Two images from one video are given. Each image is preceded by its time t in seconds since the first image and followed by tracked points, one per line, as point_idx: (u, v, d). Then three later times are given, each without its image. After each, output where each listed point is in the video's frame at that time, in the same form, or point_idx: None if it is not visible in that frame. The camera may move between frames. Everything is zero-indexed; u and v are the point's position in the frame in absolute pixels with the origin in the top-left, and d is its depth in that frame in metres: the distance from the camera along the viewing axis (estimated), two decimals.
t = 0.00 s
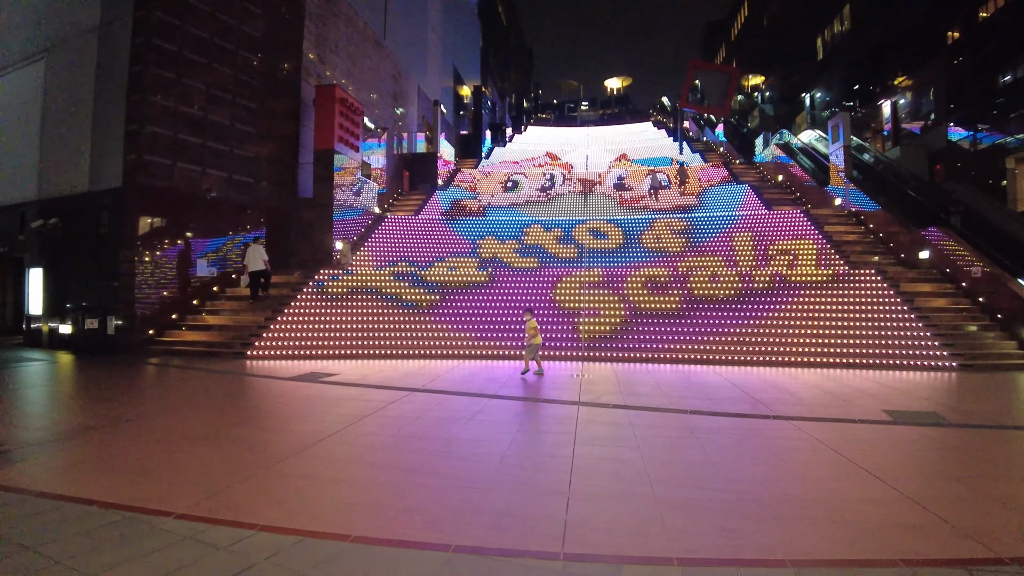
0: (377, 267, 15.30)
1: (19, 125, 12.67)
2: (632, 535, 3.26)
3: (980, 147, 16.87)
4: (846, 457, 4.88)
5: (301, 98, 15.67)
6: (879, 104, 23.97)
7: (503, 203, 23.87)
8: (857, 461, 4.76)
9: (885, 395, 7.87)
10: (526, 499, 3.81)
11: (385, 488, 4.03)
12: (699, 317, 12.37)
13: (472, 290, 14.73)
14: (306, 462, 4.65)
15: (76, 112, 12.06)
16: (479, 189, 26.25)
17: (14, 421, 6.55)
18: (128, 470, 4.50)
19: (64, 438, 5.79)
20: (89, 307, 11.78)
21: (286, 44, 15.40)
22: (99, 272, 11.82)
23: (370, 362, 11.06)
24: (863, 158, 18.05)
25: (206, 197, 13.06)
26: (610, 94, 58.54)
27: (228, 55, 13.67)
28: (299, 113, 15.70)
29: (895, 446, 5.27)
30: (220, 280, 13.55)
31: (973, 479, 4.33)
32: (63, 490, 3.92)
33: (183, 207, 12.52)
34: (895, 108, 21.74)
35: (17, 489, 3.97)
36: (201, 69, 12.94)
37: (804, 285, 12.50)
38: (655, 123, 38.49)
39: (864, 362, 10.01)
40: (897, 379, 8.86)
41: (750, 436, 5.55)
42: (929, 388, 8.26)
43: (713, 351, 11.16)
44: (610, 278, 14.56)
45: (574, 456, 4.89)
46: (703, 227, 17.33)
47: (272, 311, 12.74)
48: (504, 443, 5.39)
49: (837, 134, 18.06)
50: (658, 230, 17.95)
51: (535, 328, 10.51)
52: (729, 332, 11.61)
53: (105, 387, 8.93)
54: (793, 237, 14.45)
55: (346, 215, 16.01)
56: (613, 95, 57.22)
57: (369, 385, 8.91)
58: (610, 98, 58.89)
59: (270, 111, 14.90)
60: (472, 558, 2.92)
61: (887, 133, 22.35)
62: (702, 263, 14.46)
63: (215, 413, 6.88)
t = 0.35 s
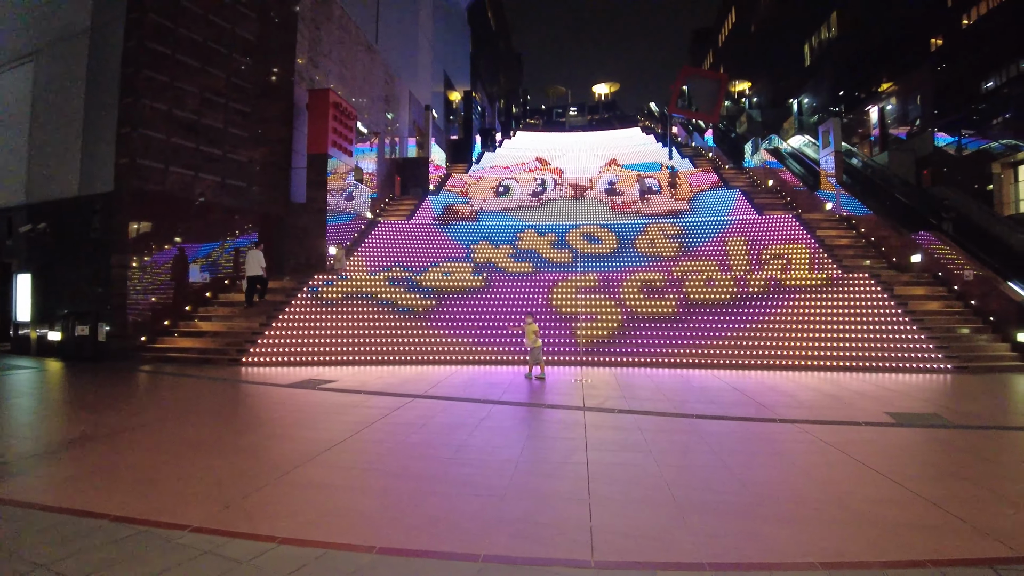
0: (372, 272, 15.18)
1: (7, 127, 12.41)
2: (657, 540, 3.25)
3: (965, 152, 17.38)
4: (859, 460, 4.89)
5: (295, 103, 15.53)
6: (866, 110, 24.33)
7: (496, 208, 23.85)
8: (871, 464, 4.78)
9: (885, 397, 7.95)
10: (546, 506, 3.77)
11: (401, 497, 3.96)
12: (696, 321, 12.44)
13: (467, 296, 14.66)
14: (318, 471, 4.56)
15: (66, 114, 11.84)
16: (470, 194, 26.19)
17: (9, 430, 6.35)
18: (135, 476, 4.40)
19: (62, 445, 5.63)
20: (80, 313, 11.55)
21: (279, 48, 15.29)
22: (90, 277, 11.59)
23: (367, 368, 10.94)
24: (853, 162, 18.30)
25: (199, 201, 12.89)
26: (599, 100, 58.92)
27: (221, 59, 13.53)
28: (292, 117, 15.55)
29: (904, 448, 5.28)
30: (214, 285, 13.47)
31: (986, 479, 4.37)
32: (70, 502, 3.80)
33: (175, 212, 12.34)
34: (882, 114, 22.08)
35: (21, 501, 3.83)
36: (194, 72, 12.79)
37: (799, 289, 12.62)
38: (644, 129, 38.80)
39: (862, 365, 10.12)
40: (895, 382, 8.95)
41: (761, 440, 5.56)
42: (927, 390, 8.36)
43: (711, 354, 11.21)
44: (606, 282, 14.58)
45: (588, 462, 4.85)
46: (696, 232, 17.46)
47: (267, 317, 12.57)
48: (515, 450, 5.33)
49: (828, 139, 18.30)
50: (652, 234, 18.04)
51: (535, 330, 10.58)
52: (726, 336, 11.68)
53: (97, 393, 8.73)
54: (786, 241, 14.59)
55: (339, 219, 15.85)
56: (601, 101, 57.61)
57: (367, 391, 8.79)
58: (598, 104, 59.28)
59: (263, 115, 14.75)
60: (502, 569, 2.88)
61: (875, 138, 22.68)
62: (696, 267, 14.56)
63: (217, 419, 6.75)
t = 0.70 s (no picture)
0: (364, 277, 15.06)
1: None
2: (674, 545, 3.27)
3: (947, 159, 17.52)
4: (860, 462, 4.98)
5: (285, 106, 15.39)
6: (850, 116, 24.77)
7: (485, 213, 23.82)
8: (873, 466, 4.86)
9: (877, 400, 8.07)
10: (560, 512, 3.78)
11: (412, 505, 3.93)
12: (688, 325, 12.54)
13: (460, 300, 14.62)
14: (325, 479, 4.52)
15: (52, 116, 11.61)
16: (459, 198, 26.13)
17: None
18: (139, 487, 4.32)
19: (56, 454, 5.49)
20: (66, 318, 11.30)
21: (270, 51, 15.16)
22: (77, 281, 11.36)
23: (361, 373, 10.84)
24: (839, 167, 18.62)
25: (188, 205, 12.69)
26: (585, 104, 59.26)
27: (212, 61, 13.38)
28: (282, 121, 15.40)
29: (902, 450, 5.38)
30: (202, 290, 13.16)
31: (985, 480, 4.47)
32: (74, 514, 3.71)
33: (164, 216, 12.16)
34: (866, 121, 22.50)
35: (24, 514, 3.74)
36: (184, 74, 12.63)
37: (789, 293, 12.80)
38: (631, 134, 39.08)
39: (853, 368, 10.28)
40: (886, 385, 9.11)
41: (763, 443, 5.63)
42: (918, 392, 8.52)
43: (704, 358, 11.31)
44: (599, 287, 14.65)
45: (595, 468, 4.86)
46: (685, 237, 17.62)
47: (258, 322, 12.41)
48: (520, 456, 5.32)
49: (815, 145, 18.58)
50: (641, 239, 18.15)
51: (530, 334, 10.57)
52: (719, 339, 11.80)
53: (84, 401, 8.51)
54: (775, 245, 14.79)
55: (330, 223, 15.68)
56: (587, 106, 57.90)
57: (363, 397, 8.69)
58: (584, 108, 59.60)
59: (254, 118, 14.59)
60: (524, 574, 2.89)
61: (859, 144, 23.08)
62: (687, 272, 14.68)
63: (213, 426, 6.64)
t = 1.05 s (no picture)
0: (351, 279, 14.94)
1: None
2: (676, 543, 3.33)
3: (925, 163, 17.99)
4: (849, 459, 5.11)
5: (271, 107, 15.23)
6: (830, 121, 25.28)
7: (470, 215, 23.81)
8: (862, 463, 4.99)
9: (861, 400, 8.27)
10: (561, 512, 3.82)
11: (415, 508, 3.94)
12: (675, 326, 12.70)
13: (448, 302, 14.60)
14: (325, 483, 4.51)
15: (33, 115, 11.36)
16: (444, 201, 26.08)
17: None
18: (135, 492, 4.26)
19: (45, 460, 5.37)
20: (46, 321, 11.04)
21: (256, 52, 15.03)
22: (58, 284, 11.11)
23: (350, 377, 10.76)
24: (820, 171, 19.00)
25: (172, 207, 12.50)
26: (568, 108, 59.60)
27: (197, 61, 13.21)
28: (267, 122, 15.24)
29: (889, 447, 5.54)
30: (187, 293, 12.96)
31: (970, 475, 4.63)
32: (71, 521, 3.65)
33: (149, 217, 11.96)
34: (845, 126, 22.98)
35: (19, 522, 3.66)
36: (169, 74, 12.46)
37: (773, 295, 13.04)
38: (614, 137, 39.40)
39: (837, 368, 10.52)
40: (870, 385, 9.34)
41: (755, 443, 5.73)
42: (901, 392, 8.75)
43: (692, 360, 11.46)
44: (586, 289, 14.74)
45: (592, 469, 4.90)
46: (670, 240, 17.83)
47: (244, 326, 12.25)
48: (517, 457, 5.35)
49: (797, 149, 18.93)
50: (627, 242, 18.31)
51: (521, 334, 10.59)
52: (705, 341, 11.97)
53: (67, 405, 8.33)
54: (758, 248, 15.04)
55: (315, 225, 15.48)
56: (570, 109, 58.22)
57: (354, 401, 8.63)
58: (567, 112, 59.95)
59: (239, 119, 14.43)
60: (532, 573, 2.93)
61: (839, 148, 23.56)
62: (673, 274, 14.86)
63: (204, 431, 6.55)
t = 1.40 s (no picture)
0: (343, 280, 14.87)
1: None
2: (678, 541, 3.38)
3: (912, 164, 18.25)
4: (842, 457, 5.21)
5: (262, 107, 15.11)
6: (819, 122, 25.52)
7: (462, 216, 23.78)
8: (855, 461, 5.08)
9: (852, 398, 8.38)
10: (563, 512, 3.86)
11: (418, 509, 3.97)
12: (668, 326, 12.79)
13: (441, 303, 14.59)
14: (326, 485, 4.51)
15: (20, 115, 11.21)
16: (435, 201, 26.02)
17: None
18: (133, 497, 4.22)
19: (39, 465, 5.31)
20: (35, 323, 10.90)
21: (247, 52, 14.92)
22: (47, 286, 10.97)
23: (343, 378, 10.73)
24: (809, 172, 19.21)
25: (162, 208, 12.38)
26: (558, 108, 59.70)
27: (188, 61, 13.10)
28: (258, 122, 15.13)
29: (880, 445, 5.64)
30: (179, 294, 12.86)
31: (960, 472, 4.74)
32: (71, 526, 3.63)
33: (139, 218, 11.84)
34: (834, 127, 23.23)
35: (18, 527, 3.64)
36: (159, 74, 12.35)
37: (764, 295, 13.17)
38: (605, 138, 39.53)
39: (828, 368, 10.67)
40: (860, 384, 9.50)
41: (749, 441, 5.81)
42: (890, 390, 8.89)
43: (686, 360, 11.55)
44: (579, 289, 14.79)
45: (590, 469, 4.95)
46: (661, 240, 17.93)
47: (236, 327, 12.15)
48: (515, 458, 5.38)
49: (787, 150, 19.11)
50: (619, 242, 18.40)
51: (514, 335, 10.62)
52: (698, 341, 12.07)
53: (57, 408, 8.22)
54: (749, 249, 15.19)
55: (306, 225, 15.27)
56: (559, 109, 58.33)
57: (349, 402, 8.59)
58: (557, 112, 60.04)
59: (230, 119, 14.32)
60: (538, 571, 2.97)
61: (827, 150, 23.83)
62: (665, 274, 14.95)
63: (200, 433, 6.50)
